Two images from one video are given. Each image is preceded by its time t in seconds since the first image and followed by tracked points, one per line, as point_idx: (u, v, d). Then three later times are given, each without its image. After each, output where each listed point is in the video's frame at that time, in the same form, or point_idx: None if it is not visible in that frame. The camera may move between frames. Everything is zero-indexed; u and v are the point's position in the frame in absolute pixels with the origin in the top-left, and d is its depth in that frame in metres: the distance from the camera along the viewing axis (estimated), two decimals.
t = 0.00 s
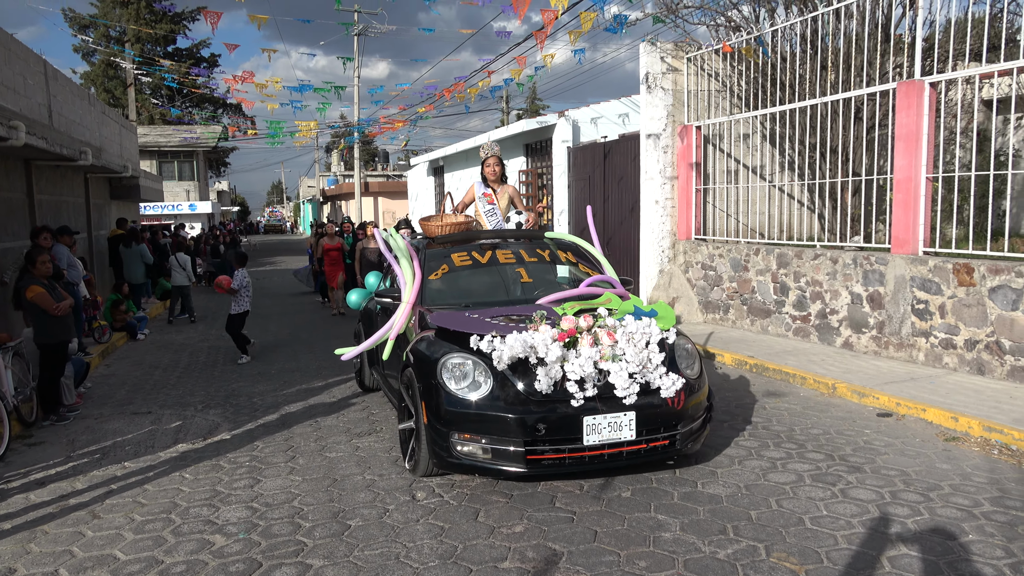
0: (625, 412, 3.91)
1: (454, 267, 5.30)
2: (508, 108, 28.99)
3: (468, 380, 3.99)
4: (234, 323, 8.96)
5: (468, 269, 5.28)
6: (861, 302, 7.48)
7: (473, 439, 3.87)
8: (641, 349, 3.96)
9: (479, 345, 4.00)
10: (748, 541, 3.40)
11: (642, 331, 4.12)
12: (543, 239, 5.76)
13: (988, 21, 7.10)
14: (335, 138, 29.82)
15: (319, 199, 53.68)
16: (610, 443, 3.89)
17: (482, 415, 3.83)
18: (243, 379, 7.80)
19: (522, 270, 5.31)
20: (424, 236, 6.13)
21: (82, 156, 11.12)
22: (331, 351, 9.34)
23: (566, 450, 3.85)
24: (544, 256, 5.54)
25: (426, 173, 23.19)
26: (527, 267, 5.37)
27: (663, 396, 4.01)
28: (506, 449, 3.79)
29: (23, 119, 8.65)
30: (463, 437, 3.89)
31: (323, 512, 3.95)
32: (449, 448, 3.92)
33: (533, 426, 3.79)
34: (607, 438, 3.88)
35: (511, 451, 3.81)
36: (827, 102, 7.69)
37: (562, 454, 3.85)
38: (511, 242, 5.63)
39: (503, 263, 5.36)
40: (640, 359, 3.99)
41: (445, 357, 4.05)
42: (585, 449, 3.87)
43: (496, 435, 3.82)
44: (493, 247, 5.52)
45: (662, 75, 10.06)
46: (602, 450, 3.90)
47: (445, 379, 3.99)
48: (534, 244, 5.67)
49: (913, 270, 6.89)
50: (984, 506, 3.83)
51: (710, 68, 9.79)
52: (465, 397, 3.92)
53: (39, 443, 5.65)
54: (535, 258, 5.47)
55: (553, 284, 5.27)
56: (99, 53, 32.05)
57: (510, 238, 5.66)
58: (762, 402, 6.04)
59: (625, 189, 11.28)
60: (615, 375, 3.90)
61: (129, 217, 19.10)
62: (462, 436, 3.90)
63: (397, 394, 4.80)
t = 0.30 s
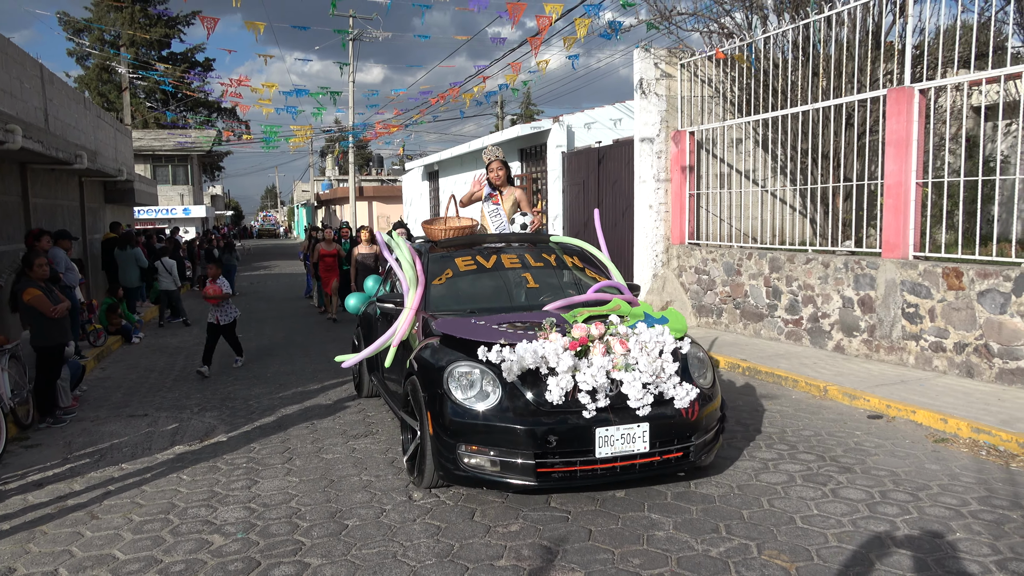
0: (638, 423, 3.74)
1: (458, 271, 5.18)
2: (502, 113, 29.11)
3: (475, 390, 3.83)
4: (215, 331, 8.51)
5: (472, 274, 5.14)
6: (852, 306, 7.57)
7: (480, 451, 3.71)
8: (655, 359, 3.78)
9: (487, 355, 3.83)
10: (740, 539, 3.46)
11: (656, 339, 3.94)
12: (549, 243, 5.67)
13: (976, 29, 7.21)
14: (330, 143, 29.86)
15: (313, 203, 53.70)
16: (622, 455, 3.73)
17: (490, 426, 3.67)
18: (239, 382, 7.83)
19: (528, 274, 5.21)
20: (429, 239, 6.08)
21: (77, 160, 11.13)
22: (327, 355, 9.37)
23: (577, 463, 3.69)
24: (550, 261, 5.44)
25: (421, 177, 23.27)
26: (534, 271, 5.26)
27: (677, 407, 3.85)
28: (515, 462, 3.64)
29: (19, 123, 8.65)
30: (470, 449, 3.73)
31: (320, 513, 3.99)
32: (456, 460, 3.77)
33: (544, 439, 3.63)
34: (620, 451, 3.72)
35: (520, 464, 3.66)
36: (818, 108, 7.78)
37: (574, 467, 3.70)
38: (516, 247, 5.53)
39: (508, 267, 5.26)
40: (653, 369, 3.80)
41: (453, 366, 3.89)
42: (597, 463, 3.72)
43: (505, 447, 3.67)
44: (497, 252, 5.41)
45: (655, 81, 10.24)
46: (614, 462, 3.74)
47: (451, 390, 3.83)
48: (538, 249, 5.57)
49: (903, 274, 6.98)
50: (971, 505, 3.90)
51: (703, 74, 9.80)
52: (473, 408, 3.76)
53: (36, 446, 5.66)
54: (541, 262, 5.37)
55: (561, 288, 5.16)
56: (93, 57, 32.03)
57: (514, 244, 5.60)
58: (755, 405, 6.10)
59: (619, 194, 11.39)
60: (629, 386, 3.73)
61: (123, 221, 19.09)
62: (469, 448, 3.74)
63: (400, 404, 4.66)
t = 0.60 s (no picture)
0: (648, 431, 3.66)
1: (456, 274, 5.12)
2: (492, 116, 29.19)
3: (478, 397, 3.70)
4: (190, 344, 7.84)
5: (472, 278, 5.08)
6: (838, 307, 7.67)
7: (484, 461, 3.60)
8: (665, 364, 3.71)
9: (492, 361, 3.73)
10: (727, 535, 3.52)
11: (665, 344, 3.87)
12: (550, 245, 5.62)
13: (958, 33, 7.33)
14: (319, 146, 29.83)
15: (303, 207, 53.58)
16: (632, 465, 3.63)
17: (494, 436, 3.56)
18: (229, 385, 7.83)
19: (529, 277, 5.15)
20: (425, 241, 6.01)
21: (65, 164, 11.08)
22: (317, 358, 9.38)
23: (585, 473, 3.59)
24: (551, 264, 5.39)
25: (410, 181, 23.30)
26: (534, 274, 5.21)
27: (687, 414, 3.76)
28: (521, 473, 3.53)
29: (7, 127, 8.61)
30: (474, 458, 3.61)
31: (312, 513, 4.02)
32: (459, 470, 3.64)
33: (551, 448, 3.53)
34: (629, 460, 3.62)
35: (526, 474, 3.55)
36: (806, 111, 7.84)
37: (581, 477, 3.59)
38: (516, 249, 5.47)
39: (508, 270, 5.20)
40: (663, 375, 3.72)
41: (454, 372, 3.77)
42: (605, 472, 3.62)
43: (511, 457, 3.55)
44: (497, 254, 5.35)
45: (643, 84, 10.33)
46: (623, 472, 3.64)
47: (453, 396, 3.71)
48: (539, 251, 5.51)
49: (888, 275, 7.09)
50: (953, 500, 3.98)
51: (691, 78, 9.87)
52: (477, 417, 3.64)
53: (25, 450, 5.65)
54: (541, 265, 5.31)
55: (564, 290, 5.12)
56: (80, 61, 31.87)
57: (514, 245, 5.54)
58: (742, 405, 6.17)
59: (609, 196, 11.47)
60: (639, 392, 3.65)
61: (111, 225, 19.00)
62: (472, 458, 3.62)
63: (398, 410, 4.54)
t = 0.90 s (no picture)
0: (650, 440, 3.54)
1: (446, 277, 5.08)
2: (473, 119, 29.23)
3: (472, 406, 3.59)
4: (162, 352, 7.48)
5: (463, 280, 5.06)
6: (815, 307, 7.77)
7: (479, 473, 3.46)
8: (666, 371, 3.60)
9: (488, 367, 3.60)
10: (706, 533, 3.56)
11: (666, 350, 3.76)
12: (542, 248, 5.61)
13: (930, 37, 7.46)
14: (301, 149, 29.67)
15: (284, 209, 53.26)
16: (633, 475, 3.51)
17: (489, 445, 3.43)
18: (209, 389, 7.76)
19: (522, 280, 5.15)
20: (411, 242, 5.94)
21: (42, 167, 10.93)
22: (299, 362, 9.33)
23: (585, 484, 3.46)
24: (542, 266, 5.40)
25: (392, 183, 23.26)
26: (525, 277, 5.21)
27: (689, 422, 3.65)
28: (517, 485, 3.40)
29: None
30: (468, 470, 3.48)
31: (293, 516, 4.01)
32: (453, 482, 3.51)
33: (549, 459, 3.40)
34: (630, 470, 3.50)
35: (524, 486, 3.41)
36: (784, 113, 7.94)
37: (581, 489, 3.46)
38: (507, 252, 5.47)
39: (500, 273, 5.20)
40: (664, 382, 3.61)
41: (449, 380, 3.65)
42: (606, 483, 3.50)
43: (507, 469, 3.42)
44: (487, 257, 5.33)
45: (623, 87, 10.36)
46: (623, 483, 3.52)
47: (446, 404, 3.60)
48: (531, 253, 5.51)
49: (864, 275, 7.19)
50: (927, 497, 4.06)
51: (670, 81, 10.01)
52: (471, 426, 3.52)
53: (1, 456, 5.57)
54: (533, 267, 5.32)
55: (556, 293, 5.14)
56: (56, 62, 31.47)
57: (504, 248, 5.53)
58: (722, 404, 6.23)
59: (591, 198, 11.53)
60: (640, 400, 3.53)
61: (88, 228, 18.76)
62: (466, 469, 3.49)
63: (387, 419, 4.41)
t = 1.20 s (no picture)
0: (660, 455, 3.39)
1: (442, 282, 5.02)
2: (461, 120, 29.19)
3: (472, 419, 3.45)
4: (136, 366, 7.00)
5: (459, 285, 5.02)
6: (800, 309, 7.83)
7: (479, 490, 3.31)
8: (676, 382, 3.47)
9: (490, 380, 3.46)
10: (690, 537, 3.57)
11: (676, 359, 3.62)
12: (540, 253, 5.57)
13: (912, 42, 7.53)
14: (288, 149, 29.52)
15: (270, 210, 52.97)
16: (642, 492, 3.35)
17: (491, 461, 3.28)
18: (194, 392, 7.70)
19: (521, 286, 5.09)
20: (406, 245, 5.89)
21: (24, 167, 10.81)
22: (285, 365, 9.27)
23: (591, 503, 3.30)
24: (541, 271, 5.36)
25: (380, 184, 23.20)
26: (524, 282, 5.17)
27: (700, 436, 3.51)
28: (519, 502, 3.25)
29: None
30: (467, 487, 3.33)
31: (276, 521, 3.98)
32: (452, 500, 3.35)
33: (554, 476, 3.25)
34: (640, 487, 3.34)
35: (527, 505, 3.25)
36: (768, 116, 8.00)
37: (587, 508, 3.31)
38: (503, 256, 5.43)
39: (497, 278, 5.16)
40: (674, 395, 3.47)
41: (448, 392, 3.51)
42: (613, 502, 3.34)
43: (509, 486, 3.27)
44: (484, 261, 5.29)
45: (610, 89, 10.39)
46: (631, 501, 3.36)
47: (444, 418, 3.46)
48: (528, 257, 5.49)
49: (848, 278, 7.24)
50: (910, 499, 4.08)
51: (657, 83, 10.01)
52: (471, 440, 3.37)
53: None
54: (532, 272, 5.29)
55: (554, 299, 5.11)
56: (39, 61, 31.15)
57: (499, 252, 5.48)
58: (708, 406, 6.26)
59: (577, 201, 11.53)
60: (650, 413, 3.40)
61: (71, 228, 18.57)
62: (466, 486, 3.34)
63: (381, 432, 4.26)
